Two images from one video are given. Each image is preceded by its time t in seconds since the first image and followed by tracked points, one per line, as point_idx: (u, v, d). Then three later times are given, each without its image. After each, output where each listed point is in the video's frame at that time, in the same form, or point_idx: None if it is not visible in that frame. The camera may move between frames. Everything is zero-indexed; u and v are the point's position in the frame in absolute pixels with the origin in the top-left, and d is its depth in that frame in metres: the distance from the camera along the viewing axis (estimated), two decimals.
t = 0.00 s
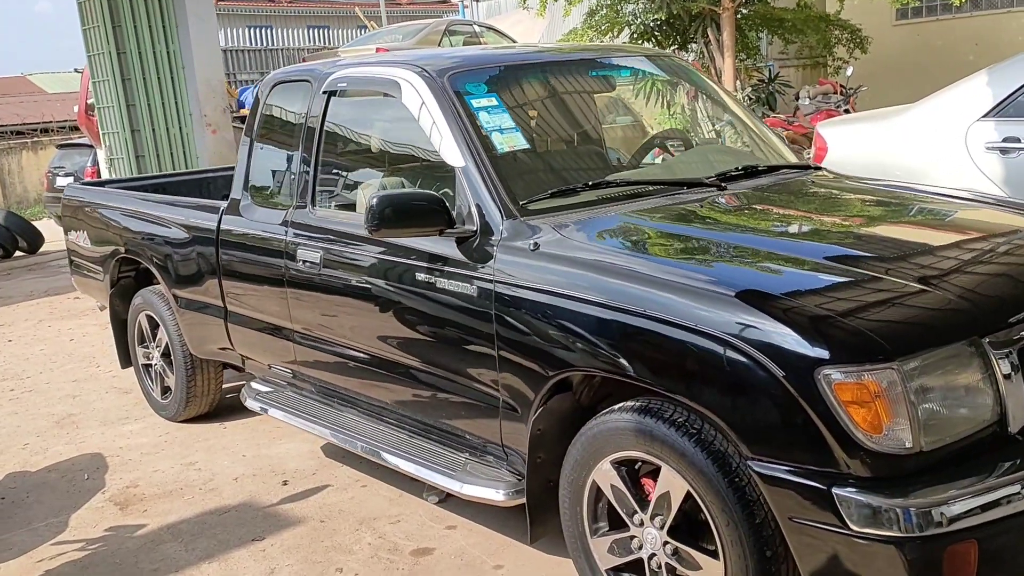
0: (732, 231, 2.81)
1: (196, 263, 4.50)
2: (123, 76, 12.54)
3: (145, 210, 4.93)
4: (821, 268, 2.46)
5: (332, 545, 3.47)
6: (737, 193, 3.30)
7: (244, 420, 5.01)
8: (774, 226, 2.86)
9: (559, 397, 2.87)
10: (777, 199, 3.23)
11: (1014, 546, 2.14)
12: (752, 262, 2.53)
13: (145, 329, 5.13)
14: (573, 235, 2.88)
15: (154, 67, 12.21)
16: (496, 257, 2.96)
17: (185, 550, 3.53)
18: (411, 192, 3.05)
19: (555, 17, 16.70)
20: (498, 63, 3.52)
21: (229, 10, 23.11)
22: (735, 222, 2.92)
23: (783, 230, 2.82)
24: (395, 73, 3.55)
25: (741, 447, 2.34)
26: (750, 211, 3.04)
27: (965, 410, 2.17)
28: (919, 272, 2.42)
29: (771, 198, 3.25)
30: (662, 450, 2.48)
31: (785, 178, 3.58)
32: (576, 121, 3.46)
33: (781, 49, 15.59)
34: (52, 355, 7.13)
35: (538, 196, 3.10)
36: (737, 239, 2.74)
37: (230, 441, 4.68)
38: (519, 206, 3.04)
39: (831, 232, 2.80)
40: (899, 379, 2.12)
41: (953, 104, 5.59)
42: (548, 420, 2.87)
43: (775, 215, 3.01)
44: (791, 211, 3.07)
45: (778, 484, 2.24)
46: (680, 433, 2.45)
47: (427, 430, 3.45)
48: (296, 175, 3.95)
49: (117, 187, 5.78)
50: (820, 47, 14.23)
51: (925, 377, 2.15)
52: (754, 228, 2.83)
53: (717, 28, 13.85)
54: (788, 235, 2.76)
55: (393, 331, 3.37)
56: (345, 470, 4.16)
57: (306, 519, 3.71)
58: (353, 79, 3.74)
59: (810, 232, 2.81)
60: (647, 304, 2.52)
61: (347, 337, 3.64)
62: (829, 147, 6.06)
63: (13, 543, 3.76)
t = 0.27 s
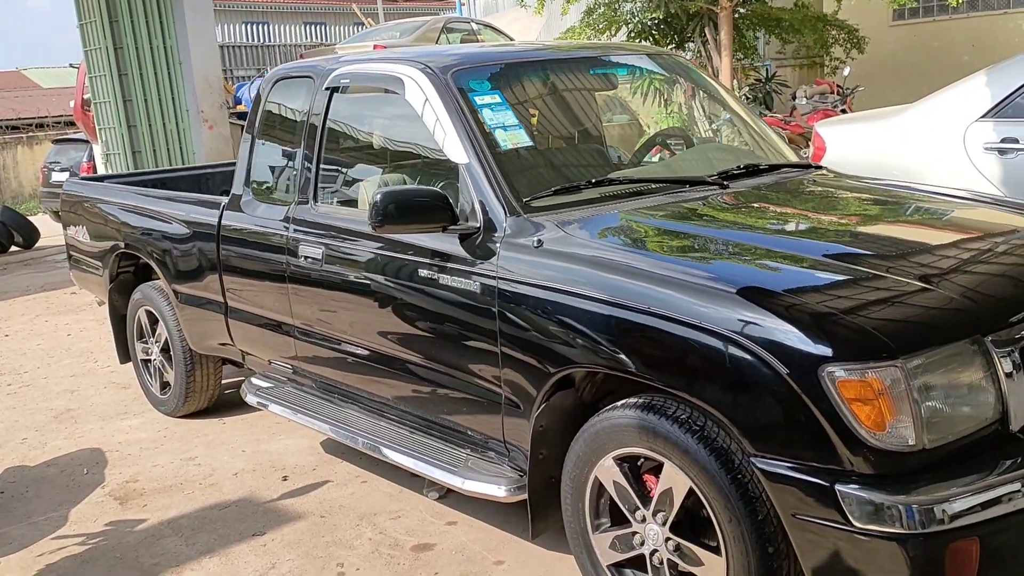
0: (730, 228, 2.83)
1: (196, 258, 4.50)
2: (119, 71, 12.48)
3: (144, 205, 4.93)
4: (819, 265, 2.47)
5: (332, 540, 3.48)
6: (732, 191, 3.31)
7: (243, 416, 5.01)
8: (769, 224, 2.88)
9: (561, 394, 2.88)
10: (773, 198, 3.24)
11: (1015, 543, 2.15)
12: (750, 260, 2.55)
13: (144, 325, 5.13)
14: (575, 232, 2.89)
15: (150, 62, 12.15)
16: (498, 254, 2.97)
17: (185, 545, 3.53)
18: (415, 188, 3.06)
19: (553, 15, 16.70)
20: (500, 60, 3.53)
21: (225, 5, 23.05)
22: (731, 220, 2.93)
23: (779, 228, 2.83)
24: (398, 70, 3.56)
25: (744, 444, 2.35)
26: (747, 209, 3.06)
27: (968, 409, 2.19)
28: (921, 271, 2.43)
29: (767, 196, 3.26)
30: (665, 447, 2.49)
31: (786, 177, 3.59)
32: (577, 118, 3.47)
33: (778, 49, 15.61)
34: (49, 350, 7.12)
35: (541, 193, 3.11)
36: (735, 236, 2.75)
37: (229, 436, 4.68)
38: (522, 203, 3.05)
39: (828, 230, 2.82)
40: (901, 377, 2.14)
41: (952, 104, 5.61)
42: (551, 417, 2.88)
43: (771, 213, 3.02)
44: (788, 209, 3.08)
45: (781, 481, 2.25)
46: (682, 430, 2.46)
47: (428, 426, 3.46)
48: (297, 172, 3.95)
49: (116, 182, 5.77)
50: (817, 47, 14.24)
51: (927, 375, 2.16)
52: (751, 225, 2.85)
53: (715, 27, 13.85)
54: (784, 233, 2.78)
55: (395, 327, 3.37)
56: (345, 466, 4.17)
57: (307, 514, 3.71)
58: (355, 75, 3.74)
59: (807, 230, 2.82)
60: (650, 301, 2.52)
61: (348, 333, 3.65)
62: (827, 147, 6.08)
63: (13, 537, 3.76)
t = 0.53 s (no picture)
0: (724, 224, 2.86)
1: (194, 252, 4.51)
2: (113, 65, 12.40)
3: (142, 199, 4.94)
4: (813, 261, 2.51)
5: (330, 532, 3.50)
6: (726, 188, 3.34)
7: (239, 409, 5.03)
8: (764, 221, 2.91)
9: (558, 387, 2.91)
10: (766, 195, 3.27)
11: (1003, 535, 2.19)
12: (746, 255, 2.58)
13: (141, 318, 5.14)
14: (571, 227, 2.91)
15: (145, 57, 12.13)
16: (495, 249, 3.00)
17: (183, 536, 3.56)
18: (414, 183, 3.08)
19: (549, 12, 16.71)
20: (499, 57, 3.55)
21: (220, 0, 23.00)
22: (726, 216, 2.97)
23: (773, 224, 2.86)
24: (397, 65, 3.58)
25: (738, 436, 2.38)
26: (740, 205, 3.09)
27: (959, 402, 2.22)
28: (913, 267, 2.47)
29: (762, 193, 3.30)
30: (660, 440, 2.52)
31: (780, 174, 3.63)
32: (574, 115, 3.49)
33: (773, 47, 15.65)
34: (44, 344, 7.12)
35: (539, 189, 3.14)
36: (730, 232, 2.79)
37: (226, 430, 4.70)
38: (519, 198, 3.08)
39: (820, 227, 2.85)
40: (893, 371, 2.17)
41: (945, 103, 5.64)
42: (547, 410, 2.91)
43: (765, 209, 3.06)
44: (783, 205, 3.12)
45: (775, 473, 2.29)
46: (677, 423, 2.49)
47: (425, 420, 3.48)
48: (296, 168, 3.97)
49: (113, 176, 5.78)
50: (811, 46, 14.28)
51: (919, 369, 2.19)
52: (746, 222, 2.88)
53: (710, 25, 13.88)
54: (777, 229, 2.81)
55: (392, 321, 3.40)
56: (341, 459, 4.19)
57: (304, 507, 3.74)
58: (354, 70, 3.76)
59: (801, 226, 2.85)
60: (647, 295, 2.55)
61: (345, 327, 3.67)
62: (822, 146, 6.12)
63: (10, 528, 3.78)
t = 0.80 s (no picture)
0: (710, 215, 2.90)
1: (182, 242, 4.52)
2: (101, 56, 12.37)
3: (129, 188, 4.94)
4: (798, 252, 2.55)
5: (316, 519, 3.53)
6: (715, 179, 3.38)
7: (227, 399, 5.05)
8: (751, 212, 2.94)
9: (544, 375, 2.94)
10: (753, 186, 3.31)
11: (978, 519, 2.24)
12: (732, 246, 2.61)
13: (129, 307, 5.15)
14: (558, 216, 2.95)
15: (132, 46, 12.08)
16: (482, 238, 3.03)
17: (171, 523, 3.58)
18: (402, 172, 3.11)
19: (537, 5, 16.72)
20: (487, 48, 3.57)
21: None
22: (712, 207, 3.00)
23: (760, 216, 2.90)
24: (385, 56, 3.60)
25: (720, 423, 2.42)
26: (727, 197, 3.13)
27: (936, 389, 2.27)
28: (893, 258, 2.51)
29: (748, 185, 3.34)
30: (644, 426, 2.56)
31: (765, 166, 3.67)
32: (561, 106, 3.52)
33: (760, 42, 15.70)
34: (30, 333, 7.10)
35: (526, 179, 3.17)
36: (717, 223, 2.82)
37: (214, 419, 4.72)
38: (507, 188, 3.11)
39: (806, 218, 2.89)
40: (871, 358, 2.21)
41: (929, 97, 5.70)
42: (533, 397, 2.95)
43: (752, 201, 3.09)
44: (770, 197, 3.16)
45: (755, 458, 2.33)
46: (660, 410, 2.53)
47: (412, 408, 3.51)
48: (284, 158, 3.98)
49: (100, 165, 5.77)
50: (799, 41, 14.34)
51: (897, 356, 2.23)
52: (733, 213, 2.92)
53: (698, 19, 13.91)
54: (764, 220, 2.85)
55: (380, 310, 3.42)
56: (328, 448, 4.22)
57: (291, 494, 3.77)
58: (342, 61, 3.77)
59: (786, 218, 2.89)
60: (632, 284, 2.59)
61: (333, 316, 3.69)
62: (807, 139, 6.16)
63: None
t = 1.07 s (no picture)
0: (690, 203, 2.91)
1: (157, 227, 4.50)
2: (78, 41, 12.29)
3: (105, 172, 4.90)
4: (776, 239, 2.57)
5: (291, 504, 3.53)
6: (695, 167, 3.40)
7: (203, 385, 5.03)
8: (731, 200, 2.96)
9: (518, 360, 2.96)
10: (732, 175, 3.33)
11: (942, 501, 2.27)
12: (711, 234, 2.62)
13: (104, 293, 5.12)
14: (533, 202, 2.96)
15: (110, 31, 11.97)
16: (458, 223, 3.04)
17: (145, 508, 3.57)
18: (377, 157, 3.11)
19: None
20: (465, 34, 3.57)
21: None
22: (692, 194, 3.01)
23: (740, 204, 2.91)
24: (361, 41, 3.59)
25: (690, 406, 2.45)
26: (708, 185, 3.15)
27: (901, 372, 2.30)
28: (863, 244, 2.54)
29: (727, 173, 3.36)
30: (616, 410, 2.58)
31: (739, 154, 3.69)
32: (539, 93, 3.53)
33: (741, 32, 15.75)
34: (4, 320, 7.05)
35: (501, 165, 3.17)
36: (696, 210, 2.84)
37: (190, 405, 4.71)
38: (482, 173, 3.12)
39: (783, 206, 2.91)
40: (838, 342, 2.24)
41: (904, 87, 5.74)
42: (507, 382, 2.96)
43: (733, 189, 3.11)
44: (750, 185, 3.18)
45: (724, 441, 2.36)
46: (632, 393, 2.55)
47: (388, 394, 3.52)
48: (261, 144, 3.97)
49: (75, 149, 5.72)
50: (779, 31, 14.39)
51: (863, 340, 2.26)
52: (712, 201, 2.94)
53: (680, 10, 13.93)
54: (744, 208, 2.86)
55: (356, 296, 3.42)
56: (305, 433, 4.21)
57: (266, 480, 3.77)
58: (318, 45, 3.76)
59: (766, 206, 2.91)
60: (606, 270, 2.61)
61: (309, 301, 3.69)
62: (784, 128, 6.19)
63: None
